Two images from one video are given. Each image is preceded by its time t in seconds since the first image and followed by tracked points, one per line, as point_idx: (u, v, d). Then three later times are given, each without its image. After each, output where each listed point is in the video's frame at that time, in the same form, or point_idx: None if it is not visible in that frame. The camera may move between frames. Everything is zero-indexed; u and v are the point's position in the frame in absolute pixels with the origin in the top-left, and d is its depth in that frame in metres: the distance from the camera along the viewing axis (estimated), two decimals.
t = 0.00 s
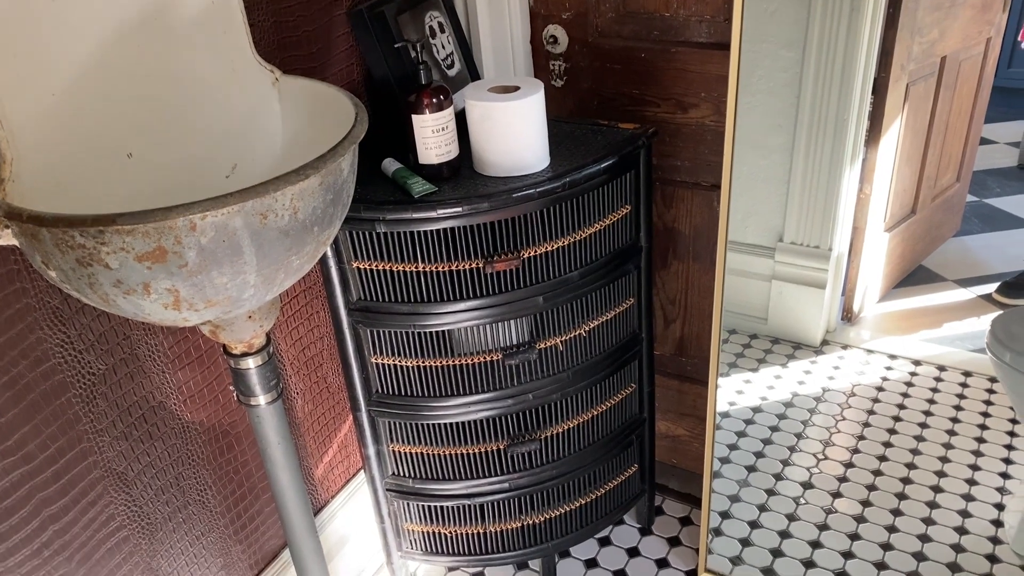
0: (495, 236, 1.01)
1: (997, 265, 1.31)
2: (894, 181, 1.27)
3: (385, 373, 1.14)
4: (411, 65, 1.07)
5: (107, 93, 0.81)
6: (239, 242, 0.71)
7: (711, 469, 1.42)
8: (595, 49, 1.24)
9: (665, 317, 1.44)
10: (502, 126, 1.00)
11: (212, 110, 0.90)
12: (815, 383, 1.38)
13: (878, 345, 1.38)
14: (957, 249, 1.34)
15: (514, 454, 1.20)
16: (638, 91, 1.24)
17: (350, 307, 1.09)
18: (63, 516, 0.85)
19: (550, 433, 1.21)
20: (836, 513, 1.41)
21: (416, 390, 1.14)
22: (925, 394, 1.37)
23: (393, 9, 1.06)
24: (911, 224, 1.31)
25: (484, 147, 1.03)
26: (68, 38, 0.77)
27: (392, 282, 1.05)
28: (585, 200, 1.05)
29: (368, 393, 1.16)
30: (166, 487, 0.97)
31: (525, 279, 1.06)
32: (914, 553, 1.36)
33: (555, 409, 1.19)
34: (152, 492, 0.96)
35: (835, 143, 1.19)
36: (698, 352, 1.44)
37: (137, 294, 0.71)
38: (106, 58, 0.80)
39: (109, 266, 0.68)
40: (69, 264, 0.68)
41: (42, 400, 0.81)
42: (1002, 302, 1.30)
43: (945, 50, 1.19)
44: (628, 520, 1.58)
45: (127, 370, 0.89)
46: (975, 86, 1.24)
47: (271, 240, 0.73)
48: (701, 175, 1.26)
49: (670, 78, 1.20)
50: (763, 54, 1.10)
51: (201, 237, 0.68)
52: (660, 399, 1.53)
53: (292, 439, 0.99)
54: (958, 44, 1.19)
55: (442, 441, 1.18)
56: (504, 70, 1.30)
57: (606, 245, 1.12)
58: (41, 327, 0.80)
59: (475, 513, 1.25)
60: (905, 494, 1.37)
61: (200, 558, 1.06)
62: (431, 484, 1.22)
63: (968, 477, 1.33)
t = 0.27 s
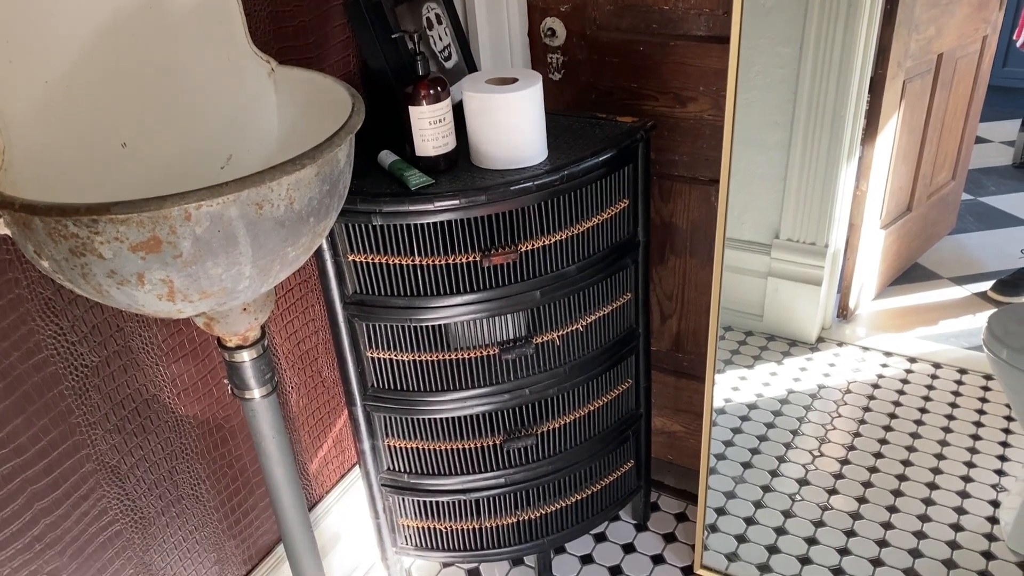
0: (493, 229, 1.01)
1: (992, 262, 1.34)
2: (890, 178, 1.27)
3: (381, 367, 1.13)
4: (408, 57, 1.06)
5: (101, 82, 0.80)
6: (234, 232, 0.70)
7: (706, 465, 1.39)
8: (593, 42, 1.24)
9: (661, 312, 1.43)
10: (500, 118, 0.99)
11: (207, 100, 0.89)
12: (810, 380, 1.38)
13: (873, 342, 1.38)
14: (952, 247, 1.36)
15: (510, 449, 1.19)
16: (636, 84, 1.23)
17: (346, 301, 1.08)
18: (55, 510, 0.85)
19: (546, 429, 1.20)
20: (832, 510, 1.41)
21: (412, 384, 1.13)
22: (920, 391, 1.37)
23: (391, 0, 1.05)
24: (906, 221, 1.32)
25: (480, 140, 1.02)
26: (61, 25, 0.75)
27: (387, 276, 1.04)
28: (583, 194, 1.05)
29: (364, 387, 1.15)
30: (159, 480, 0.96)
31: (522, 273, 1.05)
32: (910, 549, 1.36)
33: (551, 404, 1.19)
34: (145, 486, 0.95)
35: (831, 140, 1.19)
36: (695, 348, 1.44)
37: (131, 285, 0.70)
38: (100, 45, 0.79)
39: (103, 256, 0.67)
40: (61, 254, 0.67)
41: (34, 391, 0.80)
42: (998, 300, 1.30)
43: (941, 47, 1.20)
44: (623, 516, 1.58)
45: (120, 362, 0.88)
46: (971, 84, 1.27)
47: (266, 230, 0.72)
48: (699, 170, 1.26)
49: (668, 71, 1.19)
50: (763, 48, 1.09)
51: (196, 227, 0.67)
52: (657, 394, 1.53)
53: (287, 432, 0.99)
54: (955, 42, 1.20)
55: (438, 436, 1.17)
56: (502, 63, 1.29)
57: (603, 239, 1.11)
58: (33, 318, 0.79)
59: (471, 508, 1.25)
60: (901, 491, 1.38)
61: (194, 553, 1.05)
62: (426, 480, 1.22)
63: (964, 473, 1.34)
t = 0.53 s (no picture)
0: (491, 224, 1.00)
1: (986, 262, 1.33)
2: (884, 180, 1.27)
3: (378, 363, 1.13)
4: (406, 50, 1.06)
5: (98, 72, 0.80)
6: (232, 224, 0.69)
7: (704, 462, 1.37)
8: (591, 37, 1.24)
9: (658, 309, 1.43)
10: (498, 112, 0.99)
11: (204, 91, 0.88)
12: (806, 378, 1.38)
13: (868, 341, 1.38)
14: (947, 247, 1.36)
15: (507, 445, 1.19)
16: (634, 80, 1.23)
17: (343, 296, 1.07)
18: (50, 504, 0.84)
19: (543, 425, 1.20)
20: (828, 508, 1.41)
21: (409, 380, 1.13)
22: (915, 390, 1.38)
23: None
24: (902, 220, 1.33)
25: (479, 134, 1.01)
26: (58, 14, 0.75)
27: (385, 270, 1.04)
28: (581, 189, 1.04)
29: (360, 383, 1.15)
30: (154, 475, 0.96)
31: (520, 268, 1.05)
32: (906, 547, 1.36)
33: (548, 400, 1.18)
34: (140, 481, 0.94)
35: (828, 137, 1.19)
36: (692, 345, 1.44)
37: (127, 276, 0.69)
38: (96, 35, 0.78)
39: (99, 247, 0.66)
40: (57, 246, 0.67)
41: (28, 384, 0.79)
42: (993, 300, 1.29)
43: (938, 47, 1.20)
44: (619, 513, 1.58)
45: (115, 355, 0.88)
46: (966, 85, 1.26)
47: (264, 222, 0.72)
48: (697, 166, 1.26)
49: (667, 67, 1.19)
50: (762, 44, 1.09)
51: (194, 218, 0.67)
52: (653, 391, 1.53)
53: (283, 427, 0.98)
54: (950, 41, 1.21)
55: (434, 432, 1.17)
56: (500, 58, 1.29)
57: (601, 235, 1.11)
58: (28, 310, 0.78)
59: (467, 505, 1.24)
60: (897, 489, 1.38)
61: (189, 549, 1.04)
62: (422, 476, 1.21)
63: (959, 471, 1.35)
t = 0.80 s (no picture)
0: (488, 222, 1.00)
1: (978, 262, 1.38)
2: (878, 179, 1.29)
3: (374, 361, 1.13)
4: (404, 49, 1.06)
5: (96, 67, 0.79)
6: (231, 220, 0.69)
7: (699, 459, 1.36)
8: (588, 37, 1.24)
9: (654, 308, 1.44)
10: (497, 110, 0.99)
11: (202, 88, 0.88)
12: (799, 378, 1.39)
13: (861, 341, 1.40)
14: (938, 248, 1.42)
15: (503, 443, 1.19)
16: (631, 80, 1.23)
17: (340, 294, 1.07)
18: (46, 501, 0.84)
19: (540, 423, 1.20)
20: (822, 506, 1.41)
21: (405, 378, 1.13)
22: (908, 390, 1.39)
23: None
24: (893, 222, 1.36)
25: (478, 133, 1.02)
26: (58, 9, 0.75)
27: (382, 268, 1.04)
28: (579, 187, 1.05)
29: (357, 380, 1.15)
30: (151, 472, 0.96)
31: (517, 266, 1.05)
32: (899, 545, 1.35)
33: (544, 398, 1.19)
34: (137, 477, 0.94)
35: (822, 138, 1.20)
36: (687, 344, 1.44)
37: (126, 272, 0.69)
38: (95, 30, 0.78)
39: (98, 243, 0.66)
40: (56, 241, 0.67)
41: (24, 380, 0.79)
42: (984, 300, 1.33)
43: (930, 48, 1.22)
44: (614, 512, 1.58)
45: (113, 352, 0.87)
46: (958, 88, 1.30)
47: (263, 218, 0.72)
48: (693, 166, 1.26)
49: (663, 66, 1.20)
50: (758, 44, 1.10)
51: (193, 213, 0.67)
52: (649, 391, 1.53)
53: (280, 425, 0.98)
54: (944, 43, 1.23)
55: (431, 430, 1.17)
56: (497, 56, 1.29)
57: (598, 234, 1.11)
58: (26, 306, 0.78)
59: (463, 503, 1.24)
60: (890, 488, 1.38)
61: (185, 546, 1.04)
62: (418, 474, 1.21)
63: (952, 471, 1.36)
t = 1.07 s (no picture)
0: (486, 227, 1.01)
1: (967, 268, 1.40)
2: (869, 185, 1.30)
3: (371, 365, 1.13)
4: (402, 55, 1.07)
5: (98, 73, 0.80)
6: (234, 225, 0.70)
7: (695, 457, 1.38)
8: (584, 44, 1.25)
9: (648, 313, 1.45)
10: (495, 116, 1.00)
11: (202, 94, 0.88)
12: (792, 381, 1.40)
13: (852, 346, 1.40)
14: (928, 254, 1.43)
15: (500, 447, 1.20)
16: (627, 86, 1.24)
17: (338, 298, 1.08)
18: (45, 505, 0.84)
19: (536, 427, 1.21)
20: (815, 510, 1.43)
21: (402, 382, 1.13)
22: (899, 394, 1.41)
23: None
24: (884, 227, 1.37)
25: (477, 139, 1.03)
26: (59, 14, 0.75)
27: (380, 273, 1.04)
28: (576, 193, 1.06)
29: (354, 385, 1.15)
30: (150, 476, 0.96)
31: (514, 271, 1.06)
32: (891, 548, 1.37)
33: (541, 403, 1.19)
34: (135, 481, 0.94)
35: (814, 145, 1.21)
36: (681, 348, 1.45)
37: (128, 276, 0.70)
38: (97, 36, 0.79)
39: (100, 248, 0.66)
40: (58, 245, 0.67)
41: (25, 384, 0.79)
42: (974, 304, 1.35)
43: (921, 56, 1.24)
44: (609, 516, 1.59)
45: (113, 356, 0.88)
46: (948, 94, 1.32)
47: (265, 224, 0.72)
48: (688, 172, 1.27)
49: (658, 73, 1.21)
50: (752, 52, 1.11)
51: (196, 219, 0.67)
52: (643, 395, 1.54)
53: (278, 428, 0.98)
54: (934, 50, 1.25)
55: (427, 434, 1.18)
56: (493, 63, 1.30)
57: (594, 239, 1.12)
58: (26, 310, 0.78)
59: (459, 507, 1.25)
60: (882, 491, 1.40)
61: (182, 550, 1.04)
62: (415, 478, 1.22)
63: (943, 474, 1.38)
